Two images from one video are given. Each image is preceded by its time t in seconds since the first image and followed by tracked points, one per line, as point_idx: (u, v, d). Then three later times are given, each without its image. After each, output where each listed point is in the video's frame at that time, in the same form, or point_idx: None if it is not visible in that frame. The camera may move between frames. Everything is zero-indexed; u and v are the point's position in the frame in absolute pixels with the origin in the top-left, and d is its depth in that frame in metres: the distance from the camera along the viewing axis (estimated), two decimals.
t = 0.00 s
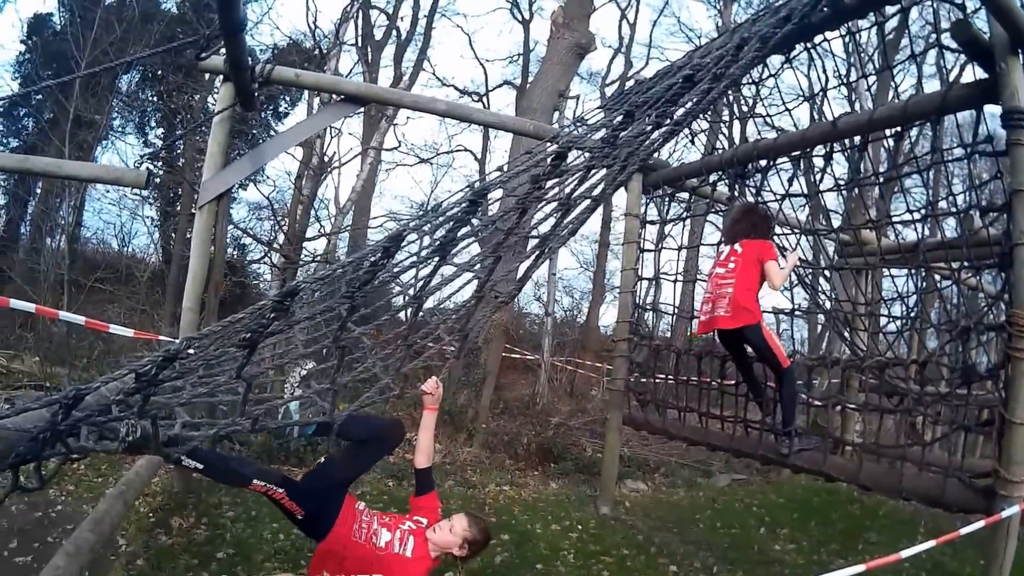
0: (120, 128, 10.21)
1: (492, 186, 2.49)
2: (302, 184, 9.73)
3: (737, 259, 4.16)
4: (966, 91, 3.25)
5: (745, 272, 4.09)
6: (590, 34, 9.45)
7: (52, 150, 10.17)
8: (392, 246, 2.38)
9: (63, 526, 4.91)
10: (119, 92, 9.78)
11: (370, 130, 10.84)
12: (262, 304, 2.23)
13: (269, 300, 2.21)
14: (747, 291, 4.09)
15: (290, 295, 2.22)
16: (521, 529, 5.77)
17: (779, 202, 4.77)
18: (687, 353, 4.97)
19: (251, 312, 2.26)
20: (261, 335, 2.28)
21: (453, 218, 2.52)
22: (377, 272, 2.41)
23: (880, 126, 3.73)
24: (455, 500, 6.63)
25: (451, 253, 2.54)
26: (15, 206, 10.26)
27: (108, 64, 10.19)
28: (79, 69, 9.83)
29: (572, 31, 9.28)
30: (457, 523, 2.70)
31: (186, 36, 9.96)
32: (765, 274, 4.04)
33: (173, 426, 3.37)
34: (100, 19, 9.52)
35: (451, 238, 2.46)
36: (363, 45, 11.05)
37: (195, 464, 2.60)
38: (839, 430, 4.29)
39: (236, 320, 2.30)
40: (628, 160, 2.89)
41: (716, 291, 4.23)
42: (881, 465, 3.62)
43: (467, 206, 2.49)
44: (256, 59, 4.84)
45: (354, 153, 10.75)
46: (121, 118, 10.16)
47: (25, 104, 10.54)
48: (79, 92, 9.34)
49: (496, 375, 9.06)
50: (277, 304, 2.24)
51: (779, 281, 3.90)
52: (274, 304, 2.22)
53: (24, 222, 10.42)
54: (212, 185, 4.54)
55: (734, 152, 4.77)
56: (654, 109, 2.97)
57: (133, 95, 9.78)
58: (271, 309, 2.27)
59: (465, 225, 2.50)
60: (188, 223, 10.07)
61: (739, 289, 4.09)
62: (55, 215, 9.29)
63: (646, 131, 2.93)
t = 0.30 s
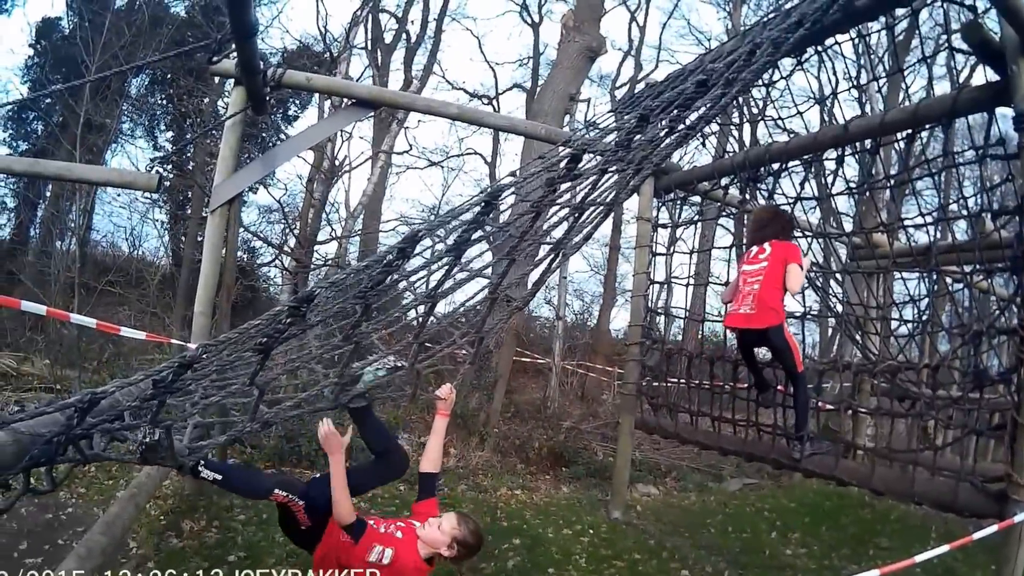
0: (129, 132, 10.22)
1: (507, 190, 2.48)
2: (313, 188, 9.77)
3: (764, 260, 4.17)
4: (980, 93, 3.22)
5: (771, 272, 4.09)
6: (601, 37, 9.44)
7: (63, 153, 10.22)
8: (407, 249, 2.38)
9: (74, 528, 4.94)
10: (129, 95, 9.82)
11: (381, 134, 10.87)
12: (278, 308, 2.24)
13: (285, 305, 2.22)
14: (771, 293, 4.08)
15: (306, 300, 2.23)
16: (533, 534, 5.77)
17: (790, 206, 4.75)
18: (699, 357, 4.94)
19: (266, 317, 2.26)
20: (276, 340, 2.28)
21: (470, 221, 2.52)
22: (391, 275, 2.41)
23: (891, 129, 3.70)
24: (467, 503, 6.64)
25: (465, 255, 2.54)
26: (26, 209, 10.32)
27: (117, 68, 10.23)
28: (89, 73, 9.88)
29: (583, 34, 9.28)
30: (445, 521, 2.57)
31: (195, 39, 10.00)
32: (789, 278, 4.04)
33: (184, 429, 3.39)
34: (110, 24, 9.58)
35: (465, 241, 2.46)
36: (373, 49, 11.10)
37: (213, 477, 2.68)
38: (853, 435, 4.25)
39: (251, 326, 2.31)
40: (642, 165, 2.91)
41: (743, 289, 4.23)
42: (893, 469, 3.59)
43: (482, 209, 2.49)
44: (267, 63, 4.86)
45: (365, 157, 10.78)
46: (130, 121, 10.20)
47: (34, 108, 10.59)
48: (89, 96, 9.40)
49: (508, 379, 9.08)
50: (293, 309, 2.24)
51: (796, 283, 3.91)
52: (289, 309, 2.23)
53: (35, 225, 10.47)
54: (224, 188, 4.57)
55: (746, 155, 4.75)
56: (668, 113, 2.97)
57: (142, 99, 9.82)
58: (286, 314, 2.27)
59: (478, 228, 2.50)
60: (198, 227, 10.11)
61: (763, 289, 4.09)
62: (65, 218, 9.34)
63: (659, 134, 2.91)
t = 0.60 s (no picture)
0: (139, 136, 10.27)
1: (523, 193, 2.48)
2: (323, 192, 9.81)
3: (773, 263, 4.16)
4: (990, 95, 3.20)
5: (780, 276, 4.08)
6: (610, 40, 9.44)
7: (72, 157, 10.27)
8: (422, 253, 2.38)
9: (84, 531, 4.98)
10: (138, 99, 9.85)
11: (390, 137, 10.91)
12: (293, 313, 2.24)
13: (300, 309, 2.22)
14: (780, 297, 4.08)
15: (321, 303, 2.23)
16: (544, 537, 5.77)
17: (799, 208, 4.73)
18: (710, 360, 4.92)
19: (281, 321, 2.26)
20: (289, 344, 2.28)
21: (484, 225, 2.52)
22: (407, 279, 2.41)
23: (902, 130, 3.68)
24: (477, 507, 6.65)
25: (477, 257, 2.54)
26: (35, 212, 10.37)
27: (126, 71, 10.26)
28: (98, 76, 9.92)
29: (592, 37, 9.28)
30: (437, 503, 2.52)
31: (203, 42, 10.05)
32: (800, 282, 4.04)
33: (194, 433, 3.41)
34: (119, 28, 9.64)
35: (480, 245, 2.45)
36: (381, 52, 11.14)
37: (224, 480, 2.70)
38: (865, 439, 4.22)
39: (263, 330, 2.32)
40: (654, 169, 2.82)
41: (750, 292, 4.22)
42: (905, 471, 3.56)
43: (496, 213, 2.49)
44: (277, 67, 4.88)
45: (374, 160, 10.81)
46: (139, 125, 10.25)
47: (43, 111, 10.64)
48: (98, 100, 9.46)
49: (518, 383, 9.08)
50: (308, 313, 2.23)
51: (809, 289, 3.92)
52: (304, 312, 2.23)
53: (45, 228, 10.52)
54: (234, 192, 4.59)
55: (756, 157, 4.74)
56: (680, 116, 2.95)
57: (151, 102, 9.86)
58: (301, 318, 2.27)
59: (493, 232, 2.50)
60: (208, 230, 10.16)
61: (772, 293, 4.08)
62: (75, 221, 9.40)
63: (671, 139, 2.90)
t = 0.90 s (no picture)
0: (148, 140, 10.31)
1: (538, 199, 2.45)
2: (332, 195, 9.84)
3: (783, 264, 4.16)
4: (999, 95, 3.18)
5: (788, 278, 4.09)
6: (619, 42, 9.44)
7: (82, 160, 10.33)
8: (436, 262, 2.36)
9: (95, 533, 5.02)
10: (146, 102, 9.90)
11: (400, 141, 10.95)
12: (308, 321, 2.22)
13: (314, 317, 2.20)
14: (787, 298, 4.07)
15: (335, 311, 2.21)
16: (556, 540, 5.77)
17: (809, 210, 4.71)
18: (719, 362, 4.90)
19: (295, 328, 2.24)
20: (303, 350, 2.25)
21: (499, 232, 2.50)
22: (422, 288, 2.39)
23: (912, 131, 3.66)
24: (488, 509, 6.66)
25: (495, 268, 2.54)
26: (45, 215, 10.43)
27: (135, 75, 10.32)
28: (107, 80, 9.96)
29: (601, 39, 9.27)
30: (449, 516, 2.57)
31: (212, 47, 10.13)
32: (808, 285, 4.05)
33: (205, 436, 3.42)
34: (128, 33, 9.71)
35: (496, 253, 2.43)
36: (390, 56, 11.19)
37: (232, 473, 2.79)
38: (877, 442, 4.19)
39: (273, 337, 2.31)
40: (667, 173, 2.82)
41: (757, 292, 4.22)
42: (916, 474, 3.53)
43: (512, 220, 2.47)
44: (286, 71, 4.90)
45: (384, 164, 10.84)
46: (148, 129, 10.30)
47: (52, 115, 10.71)
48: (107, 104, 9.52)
49: (528, 385, 9.09)
50: (321, 320, 2.22)
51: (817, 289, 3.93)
52: (317, 320, 2.21)
53: (54, 231, 10.58)
54: (244, 195, 4.62)
55: (766, 159, 4.72)
56: (694, 119, 2.92)
57: (160, 106, 9.92)
58: (314, 325, 2.25)
59: (509, 238, 2.48)
60: (218, 233, 10.21)
61: (779, 294, 4.09)
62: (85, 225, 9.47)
63: (686, 142, 2.86)
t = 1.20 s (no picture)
0: (157, 144, 10.37)
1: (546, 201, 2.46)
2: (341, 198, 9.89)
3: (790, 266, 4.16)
4: (1008, 95, 3.17)
5: (794, 280, 4.09)
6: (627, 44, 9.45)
7: (91, 165, 10.40)
8: (445, 264, 2.38)
9: (104, 536, 5.06)
10: (155, 106, 9.96)
11: (408, 144, 10.98)
12: (317, 324, 2.23)
13: (323, 320, 2.22)
14: (793, 301, 4.07)
15: (344, 314, 2.22)
16: (564, 542, 5.78)
17: (817, 211, 4.70)
18: (728, 364, 4.90)
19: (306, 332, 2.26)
20: (312, 353, 2.25)
21: (507, 235, 2.51)
22: (432, 291, 2.40)
23: (919, 132, 3.65)
24: (497, 512, 6.66)
25: (503, 271, 2.55)
26: (54, 220, 10.50)
27: (143, 79, 10.38)
28: (116, 85, 10.05)
29: (609, 41, 9.28)
30: (460, 528, 2.59)
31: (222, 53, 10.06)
32: (814, 288, 4.05)
33: (215, 439, 3.45)
34: (136, 37, 9.78)
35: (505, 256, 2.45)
36: (398, 59, 11.23)
37: (239, 482, 2.76)
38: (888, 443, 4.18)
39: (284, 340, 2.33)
40: (674, 174, 2.83)
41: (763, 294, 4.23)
42: (926, 476, 3.52)
43: (520, 222, 2.48)
44: (296, 75, 4.93)
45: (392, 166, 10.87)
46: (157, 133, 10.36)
47: (62, 120, 10.79)
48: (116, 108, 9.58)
49: (537, 387, 9.10)
50: (330, 324, 2.23)
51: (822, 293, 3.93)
52: (327, 324, 2.23)
53: (64, 235, 10.65)
54: (254, 199, 4.64)
55: (774, 161, 4.72)
56: (703, 120, 2.92)
57: (169, 110, 9.98)
58: (323, 328, 2.26)
59: (517, 241, 2.49)
60: (228, 236, 10.27)
61: (784, 296, 4.09)
62: (95, 229, 9.54)
63: (696, 144, 2.86)
